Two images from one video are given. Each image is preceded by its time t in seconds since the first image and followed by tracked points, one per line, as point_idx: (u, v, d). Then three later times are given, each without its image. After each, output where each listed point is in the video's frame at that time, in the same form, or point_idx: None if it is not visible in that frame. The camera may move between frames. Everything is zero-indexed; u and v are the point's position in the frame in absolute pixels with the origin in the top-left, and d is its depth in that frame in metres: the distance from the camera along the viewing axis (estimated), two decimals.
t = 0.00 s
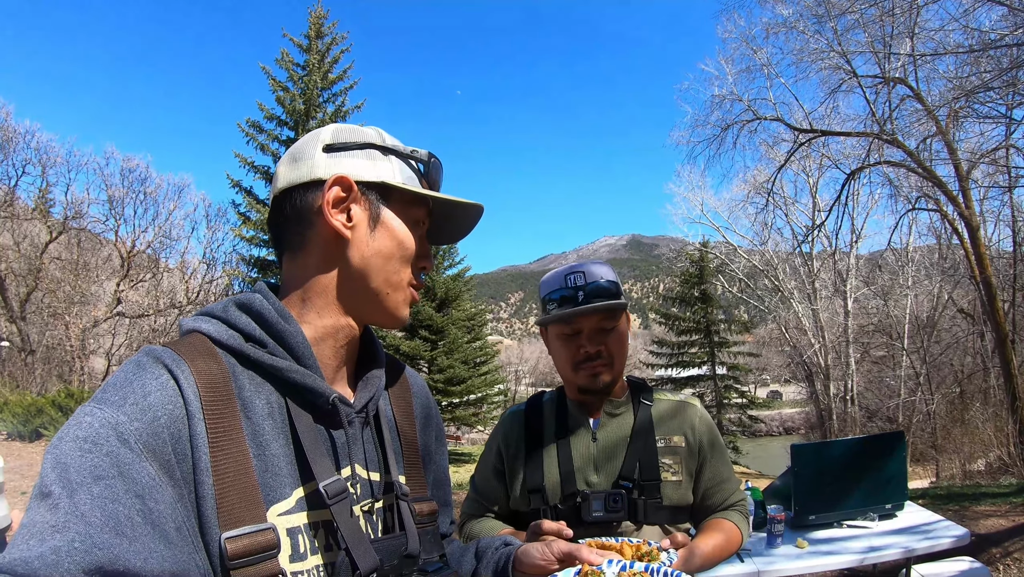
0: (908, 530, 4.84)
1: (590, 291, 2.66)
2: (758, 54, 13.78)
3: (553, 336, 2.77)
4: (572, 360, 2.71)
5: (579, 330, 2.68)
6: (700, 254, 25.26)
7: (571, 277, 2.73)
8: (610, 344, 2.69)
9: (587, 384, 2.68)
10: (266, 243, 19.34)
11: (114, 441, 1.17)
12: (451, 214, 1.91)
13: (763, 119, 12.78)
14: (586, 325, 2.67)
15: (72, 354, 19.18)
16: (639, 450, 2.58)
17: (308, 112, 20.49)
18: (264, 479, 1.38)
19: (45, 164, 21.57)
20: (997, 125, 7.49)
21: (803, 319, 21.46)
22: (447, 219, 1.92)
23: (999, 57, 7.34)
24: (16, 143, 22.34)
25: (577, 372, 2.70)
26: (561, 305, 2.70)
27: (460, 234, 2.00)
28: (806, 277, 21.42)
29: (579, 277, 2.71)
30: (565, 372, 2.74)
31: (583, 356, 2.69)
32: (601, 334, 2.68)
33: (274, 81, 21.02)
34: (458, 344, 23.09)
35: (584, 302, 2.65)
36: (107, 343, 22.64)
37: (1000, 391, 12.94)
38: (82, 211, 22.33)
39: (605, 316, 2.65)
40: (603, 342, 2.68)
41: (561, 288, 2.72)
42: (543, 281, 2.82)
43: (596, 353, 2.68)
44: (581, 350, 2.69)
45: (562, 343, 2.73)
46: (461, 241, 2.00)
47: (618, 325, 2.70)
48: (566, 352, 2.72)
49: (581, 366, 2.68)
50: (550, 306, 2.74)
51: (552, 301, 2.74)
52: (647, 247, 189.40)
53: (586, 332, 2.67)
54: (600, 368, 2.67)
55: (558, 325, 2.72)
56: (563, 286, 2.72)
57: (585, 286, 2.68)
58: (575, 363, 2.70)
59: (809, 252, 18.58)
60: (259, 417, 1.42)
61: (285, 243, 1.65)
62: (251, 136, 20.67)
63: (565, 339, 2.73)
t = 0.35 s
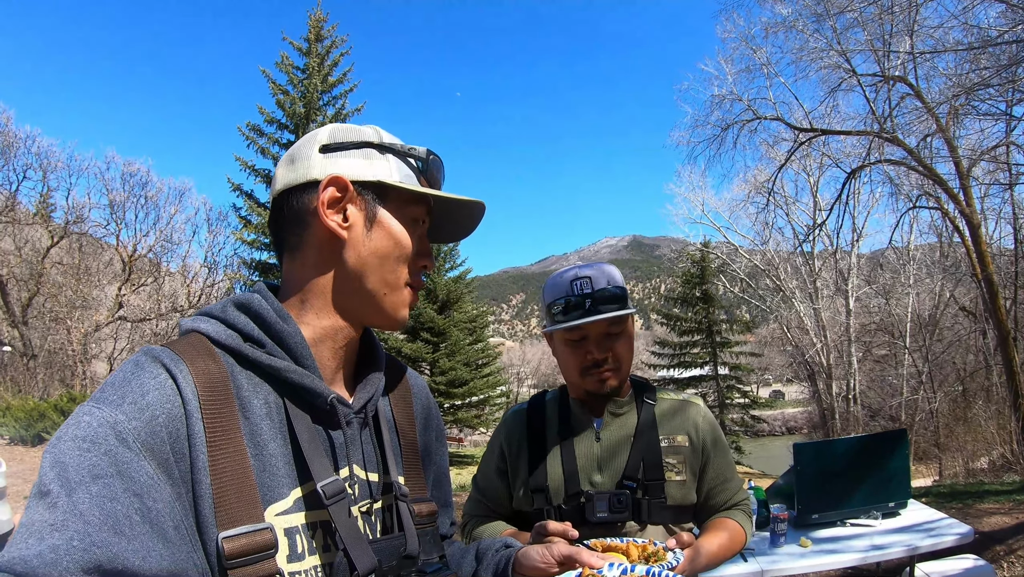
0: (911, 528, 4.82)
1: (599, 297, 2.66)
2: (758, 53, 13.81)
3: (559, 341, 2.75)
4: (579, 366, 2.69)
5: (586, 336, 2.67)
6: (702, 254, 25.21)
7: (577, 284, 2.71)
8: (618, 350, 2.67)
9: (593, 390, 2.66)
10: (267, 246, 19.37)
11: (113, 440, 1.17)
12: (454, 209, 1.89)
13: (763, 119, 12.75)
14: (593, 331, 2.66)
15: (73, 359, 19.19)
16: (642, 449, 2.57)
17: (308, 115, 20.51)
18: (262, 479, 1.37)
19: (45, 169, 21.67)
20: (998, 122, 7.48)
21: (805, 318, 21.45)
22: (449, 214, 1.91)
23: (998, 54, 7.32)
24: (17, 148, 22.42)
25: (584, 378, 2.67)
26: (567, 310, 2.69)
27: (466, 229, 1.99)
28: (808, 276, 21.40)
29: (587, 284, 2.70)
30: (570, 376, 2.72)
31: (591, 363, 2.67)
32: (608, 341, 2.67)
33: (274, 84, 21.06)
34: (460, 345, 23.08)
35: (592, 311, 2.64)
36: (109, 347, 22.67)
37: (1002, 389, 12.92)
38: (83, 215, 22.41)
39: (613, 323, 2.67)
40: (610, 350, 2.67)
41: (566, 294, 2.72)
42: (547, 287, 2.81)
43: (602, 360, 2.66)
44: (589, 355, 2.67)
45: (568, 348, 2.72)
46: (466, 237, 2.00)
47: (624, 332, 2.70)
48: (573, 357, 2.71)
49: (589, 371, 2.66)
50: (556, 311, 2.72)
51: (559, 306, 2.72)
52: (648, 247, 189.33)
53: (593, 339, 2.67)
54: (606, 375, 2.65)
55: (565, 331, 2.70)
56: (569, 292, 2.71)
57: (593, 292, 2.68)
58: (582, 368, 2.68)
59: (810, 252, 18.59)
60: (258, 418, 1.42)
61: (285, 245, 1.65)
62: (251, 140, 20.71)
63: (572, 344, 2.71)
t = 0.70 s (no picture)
0: (914, 527, 4.81)
1: (597, 297, 2.66)
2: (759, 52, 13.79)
3: (556, 336, 2.79)
4: (572, 363, 2.73)
5: (581, 335, 2.69)
6: (704, 253, 25.15)
7: (578, 281, 2.72)
8: (613, 353, 2.68)
9: (584, 390, 2.69)
10: (269, 249, 19.39)
11: (116, 443, 1.17)
12: (422, 169, 1.67)
13: (764, 118, 12.73)
14: (587, 331, 2.67)
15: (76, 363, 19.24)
16: (645, 451, 2.56)
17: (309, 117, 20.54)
18: (265, 483, 1.38)
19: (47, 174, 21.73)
20: (1000, 119, 7.46)
21: (808, 317, 21.43)
22: (423, 178, 1.71)
23: (1000, 51, 7.30)
24: (19, 154, 22.47)
25: (576, 376, 2.71)
26: (568, 307, 2.71)
27: (446, 182, 1.76)
28: (810, 275, 21.38)
29: (586, 283, 2.70)
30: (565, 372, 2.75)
31: (583, 362, 2.70)
32: (603, 343, 2.68)
33: (274, 87, 21.09)
34: (463, 347, 23.08)
35: (588, 309, 2.66)
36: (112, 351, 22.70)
37: (1007, 386, 12.88)
38: (85, 220, 22.47)
39: (609, 326, 2.68)
40: (605, 352, 2.68)
41: (568, 291, 2.73)
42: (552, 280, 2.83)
43: (596, 361, 2.68)
44: (582, 354, 2.70)
45: (563, 344, 2.76)
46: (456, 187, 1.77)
47: (622, 334, 2.69)
48: (566, 354, 2.74)
49: (579, 370, 2.70)
50: (556, 307, 2.75)
51: (559, 302, 2.75)
52: (649, 247, 189.21)
53: (588, 339, 2.68)
54: (600, 377, 2.67)
55: (563, 328, 2.73)
56: (570, 289, 2.72)
57: (592, 292, 2.68)
58: (574, 367, 2.72)
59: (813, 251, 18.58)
60: (262, 422, 1.42)
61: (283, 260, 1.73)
62: (253, 143, 20.75)
63: (568, 341, 2.73)
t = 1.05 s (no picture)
0: (917, 526, 4.81)
1: (616, 298, 2.66)
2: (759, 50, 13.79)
3: (570, 341, 2.75)
4: (591, 368, 2.69)
5: (601, 337, 2.67)
6: (706, 252, 25.12)
7: (593, 284, 2.71)
8: (633, 352, 2.68)
9: (603, 391, 2.68)
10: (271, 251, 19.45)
11: (120, 447, 1.17)
12: (425, 177, 1.68)
13: (764, 117, 12.71)
14: (607, 332, 2.65)
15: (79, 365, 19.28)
16: (649, 451, 2.57)
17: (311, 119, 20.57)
18: (268, 485, 1.38)
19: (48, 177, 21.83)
20: (1000, 116, 7.45)
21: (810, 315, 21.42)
22: (425, 185, 1.72)
23: (1001, 47, 7.29)
24: (21, 157, 22.53)
25: (596, 378, 2.68)
26: (581, 310, 2.69)
27: (447, 188, 1.78)
28: (812, 274, 21.37)
29: (604, 285, 2.70)
30: (580, 375, 2.73)
31: (604, 365, 2.67)
32: (622, 342, 2.67)
33: (276, 89, 21.14)
34: (465, 347, 23.10)
35: (609, 310, 2.65)
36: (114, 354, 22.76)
37: (1010, 383, 12.86)
38: (87, 223, 22.58)
39: (628, 323, 2.66)
40: (625, 351, 2.67)
41: (581, 294, 2.71)
42: (561, 287, 2.81)
43: (617, 361, 2.67)
44: (603, 358, 2.67)
45: (581, 348, 2.71)
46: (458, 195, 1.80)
47: (639, 332, 2.69)
48: (585, 358, 2.70)
49: (602, 373, 2.66)
50: (570, 311, 2.72)
51: (573, 306, 2.73)
52: (651, 247, 189.07)
53: (607, 339, 2.66)
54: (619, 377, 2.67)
55: (577, 332, 2.70)
56: (585, 292, 2.70)
57: (610, 293, 2.68)
58: (594, 371, 2.68)
59: (814, 249, 18.59)
60: (264, 425, 1.42)
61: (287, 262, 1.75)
62: (254, 145, 20.81)
63: (585, 345, 2.70)
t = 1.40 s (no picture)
0: (921, 524, 4.79)
1: (612, 298, 2.65)
2: (761, 48, 13.75)
3: (569, 340, 2.75)
4: (588, 367, 2.69)
5: (597, 336, 2.65)
6: (708, 251, 25.08)
7: (592, 283, 2.70)
8: (629, 353, 2.66)
9: (600, 391, 2.67)
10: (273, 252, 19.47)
11: (116, 446, 1.17)
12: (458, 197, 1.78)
13: (766, 115, 12.66)
14: (604, 332, 2.64)
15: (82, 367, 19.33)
16: (651, 449, 2.56)
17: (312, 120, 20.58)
18: (265, 485, 1.38)
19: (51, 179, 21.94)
20: (1003, 113, 7.42)
21: (813, 314, 21.37)
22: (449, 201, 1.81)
23: (1003, 43, 7.25)
24: (23, 160, 22.60)
25: (592, 377, 2.68)
26: (580, 309, 2.70)
27: (469, 208, 1.88)
28: (815, 272, 21.32)
29: (602, 284, 2.68)
30: (578, 373, 2.72)
31: (600, 365, 2.67)
32: (619, 342, 2.65)
33: (277, 90, 21.16)
34: (468, 348, 23.09)
35: (605, 310, 2.64)
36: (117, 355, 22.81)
37: (1014, 381, 12.81)
38: (90, 225, 22.66)
39: (624, 325, 2.64)
40: (621, 351, 2.65)
41: (580, 293, 2.71)
42: (562, 284, 2.80)
43: (613, 362, 2.65)
44: (599, 357, 2.66)
45: (579, 347, 2.71)
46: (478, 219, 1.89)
47: (637, 332, 2.66)
48: (583, 357, 2.70)
49: (596, 372, 2.66)
50: (569, 310, 2.73)
51: (572, 305, 2.73)
52: (653, 246, 188.80)
53: (604, 339, 2.65)
54: (616, 378, 2.66)
55: (576, 330, 2.69)
56: (583, 290, 2.69)
57: (607, 293, 2.67)
58: (590, 369, 2.68)
59: (816, 247, 18.55)
60: (260, 424, 1.42)
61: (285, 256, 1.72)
62: (256, 146, 20.83)
63: (583, 344, 2.70)
